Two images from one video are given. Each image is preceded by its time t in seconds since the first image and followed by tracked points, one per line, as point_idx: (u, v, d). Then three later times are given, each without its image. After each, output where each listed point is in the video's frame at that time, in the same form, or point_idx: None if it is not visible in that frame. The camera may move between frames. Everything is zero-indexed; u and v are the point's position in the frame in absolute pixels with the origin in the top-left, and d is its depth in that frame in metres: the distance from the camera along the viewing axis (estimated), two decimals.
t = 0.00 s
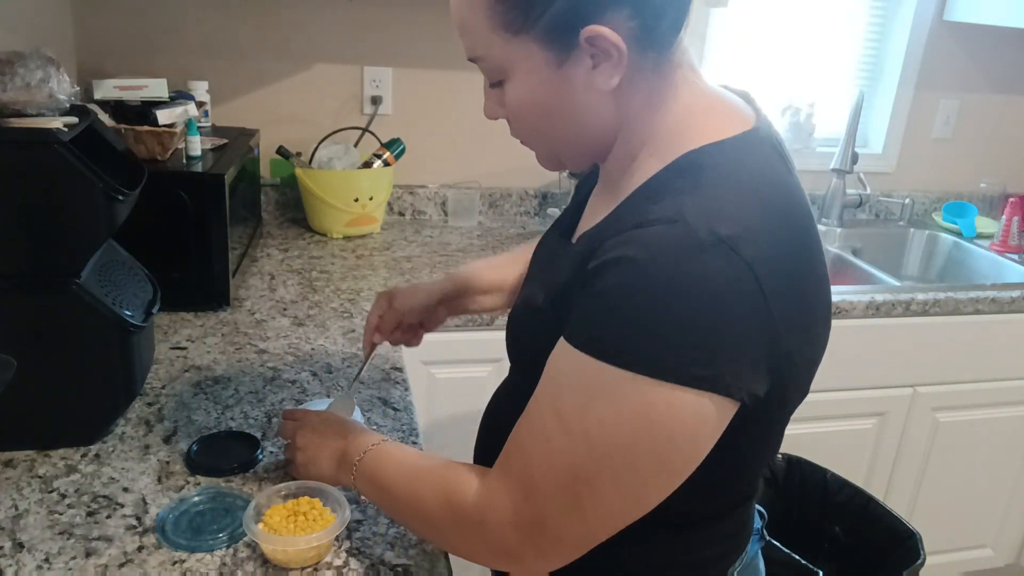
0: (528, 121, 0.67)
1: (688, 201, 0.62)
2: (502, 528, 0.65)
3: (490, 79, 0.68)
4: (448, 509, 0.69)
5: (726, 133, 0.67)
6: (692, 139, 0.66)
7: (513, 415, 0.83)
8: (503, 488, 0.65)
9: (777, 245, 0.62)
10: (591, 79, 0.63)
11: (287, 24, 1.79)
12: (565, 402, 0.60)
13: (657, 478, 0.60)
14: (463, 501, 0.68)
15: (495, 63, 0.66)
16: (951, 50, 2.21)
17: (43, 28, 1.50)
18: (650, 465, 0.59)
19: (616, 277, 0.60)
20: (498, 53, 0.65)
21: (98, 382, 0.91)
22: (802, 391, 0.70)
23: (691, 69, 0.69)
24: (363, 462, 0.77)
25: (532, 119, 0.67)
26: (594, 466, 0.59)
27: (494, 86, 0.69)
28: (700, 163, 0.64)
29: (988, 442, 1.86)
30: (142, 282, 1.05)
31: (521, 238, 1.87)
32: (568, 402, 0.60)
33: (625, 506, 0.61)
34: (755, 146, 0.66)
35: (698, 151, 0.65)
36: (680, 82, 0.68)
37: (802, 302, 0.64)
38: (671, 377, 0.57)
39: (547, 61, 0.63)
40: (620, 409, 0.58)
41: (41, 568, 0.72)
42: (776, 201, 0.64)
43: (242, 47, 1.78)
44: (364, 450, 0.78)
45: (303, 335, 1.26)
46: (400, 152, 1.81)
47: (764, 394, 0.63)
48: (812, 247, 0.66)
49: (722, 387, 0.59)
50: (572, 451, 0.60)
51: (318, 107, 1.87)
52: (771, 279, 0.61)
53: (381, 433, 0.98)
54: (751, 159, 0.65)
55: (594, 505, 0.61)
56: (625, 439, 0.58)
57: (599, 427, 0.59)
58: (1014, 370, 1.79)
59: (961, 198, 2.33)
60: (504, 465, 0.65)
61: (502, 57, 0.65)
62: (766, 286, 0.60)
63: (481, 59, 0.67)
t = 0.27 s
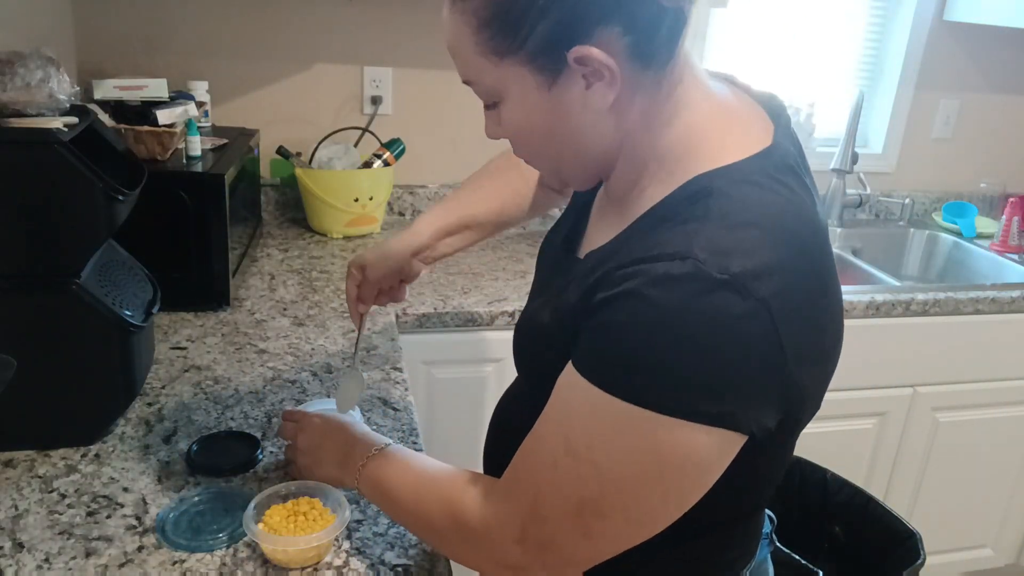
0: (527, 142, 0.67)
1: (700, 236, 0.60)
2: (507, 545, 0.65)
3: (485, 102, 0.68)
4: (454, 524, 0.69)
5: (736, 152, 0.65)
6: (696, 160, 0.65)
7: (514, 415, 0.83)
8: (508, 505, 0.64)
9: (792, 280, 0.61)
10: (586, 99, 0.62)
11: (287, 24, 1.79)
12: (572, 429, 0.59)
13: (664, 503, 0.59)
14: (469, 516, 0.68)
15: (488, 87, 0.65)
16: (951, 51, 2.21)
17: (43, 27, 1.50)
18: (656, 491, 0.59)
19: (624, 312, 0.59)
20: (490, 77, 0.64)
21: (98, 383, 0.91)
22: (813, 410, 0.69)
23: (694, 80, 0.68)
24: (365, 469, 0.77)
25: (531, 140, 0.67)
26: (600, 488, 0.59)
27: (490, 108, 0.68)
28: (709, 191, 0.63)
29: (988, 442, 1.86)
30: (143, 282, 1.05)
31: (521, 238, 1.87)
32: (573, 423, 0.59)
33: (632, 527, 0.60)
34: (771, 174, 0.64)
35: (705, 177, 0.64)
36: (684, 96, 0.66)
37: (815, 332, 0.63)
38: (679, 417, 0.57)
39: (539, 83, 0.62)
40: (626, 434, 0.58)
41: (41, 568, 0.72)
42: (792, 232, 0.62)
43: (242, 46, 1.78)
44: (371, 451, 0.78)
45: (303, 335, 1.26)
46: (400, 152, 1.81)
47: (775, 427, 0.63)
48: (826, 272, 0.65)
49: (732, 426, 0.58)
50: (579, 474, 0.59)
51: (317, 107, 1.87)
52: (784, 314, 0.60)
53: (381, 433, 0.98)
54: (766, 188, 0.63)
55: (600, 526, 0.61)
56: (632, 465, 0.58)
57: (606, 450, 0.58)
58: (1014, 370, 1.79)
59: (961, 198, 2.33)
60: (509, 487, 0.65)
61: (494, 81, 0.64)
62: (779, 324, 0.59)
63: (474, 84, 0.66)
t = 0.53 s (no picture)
0: (521, 144, 0.68)
1: (699, 248, 0.60)
2: (502, 550, 0.66)
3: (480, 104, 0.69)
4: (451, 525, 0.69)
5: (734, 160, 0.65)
6: (691, 168, 0.65)
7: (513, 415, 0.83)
8: (504, 513, 0.65)
9: (794, 289, 0.60)
10: (574, 103, 0.62)
11: (287, 24, 1.79)
12: (568, 436, 0.60)
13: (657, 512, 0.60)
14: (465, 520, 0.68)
15: (480, 90, 0.66)
16: (951, 51, 2.21)
17: (43, 27, 1.50)
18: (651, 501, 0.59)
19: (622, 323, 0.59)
20: (480, 80, 0.65)
21: (99, 383, 0.91)
22: (818, 413, 0.69)
23: (693, 83, 0.67)
24: (361, 469, 0.77)
25: (524, 143, 0.67)
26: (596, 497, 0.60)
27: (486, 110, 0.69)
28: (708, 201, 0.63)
29: (988, 442, 1.86)
30: (143, 282, 1.05)
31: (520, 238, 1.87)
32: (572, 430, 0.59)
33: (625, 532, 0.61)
34: (773, 181, 0.64)
35: (701, 188, 0.63)
36: (681, 102, 0.65)
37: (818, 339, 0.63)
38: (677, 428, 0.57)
39: (527, 88, 0.63)
40: (622, 445, 0.58)
41: (41, 568, 0.72)
42: (792, 239, 0.62)
43: (242, 46, 1.78)
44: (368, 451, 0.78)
45: (303, 335, 1.26)
46: (400, 152, 1.81)
47: (779, 436, 0.63)
48: (829, 277, 0.65)
49: (733, 436, 0.59)
50: (574, 483, 0.60)
51: (318, 108, 1.87)
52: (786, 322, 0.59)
53: (381, 433, 0.98)
54: (768, 195, 0.63)
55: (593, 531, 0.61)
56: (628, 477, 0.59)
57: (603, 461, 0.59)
58: (1014, 370, 1.79)
59: (961, 198, 2.33)
60: (505, 494, 0.65)
61: (485, 85, 0.65)
62: (781, 333, 0.59)
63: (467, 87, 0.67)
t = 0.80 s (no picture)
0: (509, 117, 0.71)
1: (667, 231, 0.60)
2: (480, 545, 0.68)
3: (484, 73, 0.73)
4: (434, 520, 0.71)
5: (716, 151, 0.64)
6: (665, 164, 0.65)
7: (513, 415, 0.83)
8: (481, 510, 0.66)
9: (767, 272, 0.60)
10: (543, 87, 0.65)
11: (287, 23, 1.79)
12: (541, 427, 0.61)
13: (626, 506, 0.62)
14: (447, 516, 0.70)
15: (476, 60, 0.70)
16: (951, 51, 2.21)
17: (43, 27, 1.50)
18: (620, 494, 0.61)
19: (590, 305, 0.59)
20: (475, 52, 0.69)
21: (98, 383, 0.91)
22: (812, 407, 0.68)
23: (687, 84, 0.66)
24: (346, 469, 0.80)
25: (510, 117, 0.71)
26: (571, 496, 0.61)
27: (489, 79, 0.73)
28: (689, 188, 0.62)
29: (988, 442, 1.86)
30: (143, 282, 1.05)
31: (520, 238, 1.87)
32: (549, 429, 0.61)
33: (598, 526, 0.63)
34: (748, 167, 0.64)
35: (675, 177, 0.63)
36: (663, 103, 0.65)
37: (800, 327, 0.63)
38: (640, 410, 0.58)
39: (506, 65, 0.66)
40: (595, 439, 0.59)
41: (41, 568, 0.72)
42: (765, 224, 0.62)
43: (242, 46, 1.78)
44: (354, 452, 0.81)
45: (303, 335, 1.26)
46: (400, 152, 1.81)
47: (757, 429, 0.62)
48: (814, 266, 0.64)
49: (697, 423, 0.59)
50: (552, 477, 0.61)
51: (318, 108, 1.87)
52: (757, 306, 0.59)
53: (381, 433, 0.98)
54: (740, 180, 0.63)
55: (567, 527, 0.63)
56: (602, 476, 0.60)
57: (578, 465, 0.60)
58: (1014, 370, 1.79)
59: (961, 198, 2.33)
60: (483, 485, 0.66)
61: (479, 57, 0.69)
62: (750, 317, 0.59)
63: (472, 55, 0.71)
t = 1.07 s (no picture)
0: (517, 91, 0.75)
1: (625, 185, 0.60)
2: (467, 529, 0.67)
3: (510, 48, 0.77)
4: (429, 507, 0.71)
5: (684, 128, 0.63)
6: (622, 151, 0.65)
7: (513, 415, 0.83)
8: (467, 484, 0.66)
9: (722, 225, 0.60)
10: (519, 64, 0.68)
11: (287, 23, 1.79)
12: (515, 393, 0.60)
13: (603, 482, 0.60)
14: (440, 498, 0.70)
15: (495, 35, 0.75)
16: (951, 50, 2.21)
17: (43, 27, 1.50)
18: (595, 470, 0.59)
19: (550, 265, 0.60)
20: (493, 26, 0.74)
21: (98, 383, 0.91)
22: (785, 378, 0.67)
23: (661, 79, 0.64)
24: (344, 461, 0.80)
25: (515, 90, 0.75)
26: (546, 473, 0.60)
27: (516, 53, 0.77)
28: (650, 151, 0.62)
29: (988, 442, 1.85)
30: (143, 282, 1.05)
31: (520, 239, 1.87)
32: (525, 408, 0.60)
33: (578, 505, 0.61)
34: (707, 130, 0.63)
35: (639, 144, 0.63)
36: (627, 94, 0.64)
37: (764, 291, 0.62)
38: (595, 359, 0.57)
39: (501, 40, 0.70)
40: (561, 400, 0.58)
41: (40, 568, 0.72)
42: (724, 184, 0.61)
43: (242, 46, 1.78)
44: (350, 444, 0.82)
45: (303, 335, 1.26)
46: (400, 153, 1.81)
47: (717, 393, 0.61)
48: (780, 230, 0.63)
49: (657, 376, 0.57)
50: (528, 444, 0.60)
51: (318, 108, 1.87)
52: (716, 259, 0.59)
53: (381, 433, 0.98)
54: (697, 140, 0.62)
55: (548, 508, 0.61)
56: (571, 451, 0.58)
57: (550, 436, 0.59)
58: (1014, 370, 1.79)
59: (961, 198, 2.33)
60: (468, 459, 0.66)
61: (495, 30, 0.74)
62: (705, 273, 0.58)
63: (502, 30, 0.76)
